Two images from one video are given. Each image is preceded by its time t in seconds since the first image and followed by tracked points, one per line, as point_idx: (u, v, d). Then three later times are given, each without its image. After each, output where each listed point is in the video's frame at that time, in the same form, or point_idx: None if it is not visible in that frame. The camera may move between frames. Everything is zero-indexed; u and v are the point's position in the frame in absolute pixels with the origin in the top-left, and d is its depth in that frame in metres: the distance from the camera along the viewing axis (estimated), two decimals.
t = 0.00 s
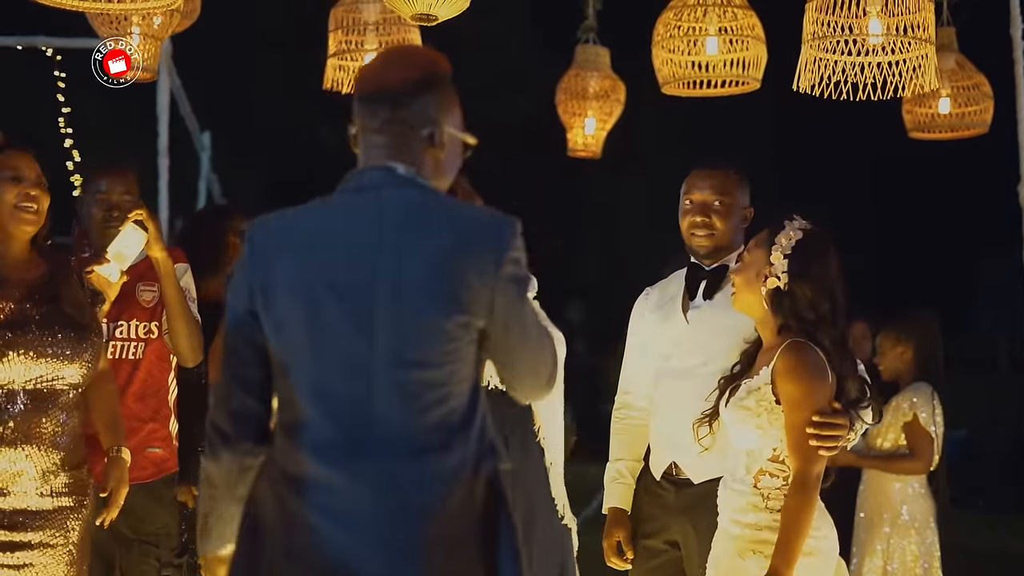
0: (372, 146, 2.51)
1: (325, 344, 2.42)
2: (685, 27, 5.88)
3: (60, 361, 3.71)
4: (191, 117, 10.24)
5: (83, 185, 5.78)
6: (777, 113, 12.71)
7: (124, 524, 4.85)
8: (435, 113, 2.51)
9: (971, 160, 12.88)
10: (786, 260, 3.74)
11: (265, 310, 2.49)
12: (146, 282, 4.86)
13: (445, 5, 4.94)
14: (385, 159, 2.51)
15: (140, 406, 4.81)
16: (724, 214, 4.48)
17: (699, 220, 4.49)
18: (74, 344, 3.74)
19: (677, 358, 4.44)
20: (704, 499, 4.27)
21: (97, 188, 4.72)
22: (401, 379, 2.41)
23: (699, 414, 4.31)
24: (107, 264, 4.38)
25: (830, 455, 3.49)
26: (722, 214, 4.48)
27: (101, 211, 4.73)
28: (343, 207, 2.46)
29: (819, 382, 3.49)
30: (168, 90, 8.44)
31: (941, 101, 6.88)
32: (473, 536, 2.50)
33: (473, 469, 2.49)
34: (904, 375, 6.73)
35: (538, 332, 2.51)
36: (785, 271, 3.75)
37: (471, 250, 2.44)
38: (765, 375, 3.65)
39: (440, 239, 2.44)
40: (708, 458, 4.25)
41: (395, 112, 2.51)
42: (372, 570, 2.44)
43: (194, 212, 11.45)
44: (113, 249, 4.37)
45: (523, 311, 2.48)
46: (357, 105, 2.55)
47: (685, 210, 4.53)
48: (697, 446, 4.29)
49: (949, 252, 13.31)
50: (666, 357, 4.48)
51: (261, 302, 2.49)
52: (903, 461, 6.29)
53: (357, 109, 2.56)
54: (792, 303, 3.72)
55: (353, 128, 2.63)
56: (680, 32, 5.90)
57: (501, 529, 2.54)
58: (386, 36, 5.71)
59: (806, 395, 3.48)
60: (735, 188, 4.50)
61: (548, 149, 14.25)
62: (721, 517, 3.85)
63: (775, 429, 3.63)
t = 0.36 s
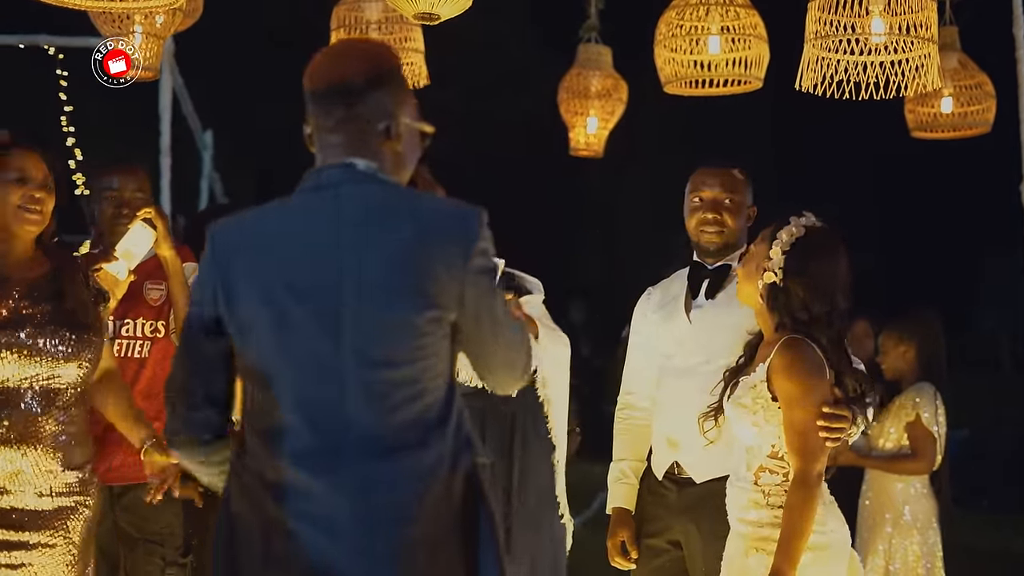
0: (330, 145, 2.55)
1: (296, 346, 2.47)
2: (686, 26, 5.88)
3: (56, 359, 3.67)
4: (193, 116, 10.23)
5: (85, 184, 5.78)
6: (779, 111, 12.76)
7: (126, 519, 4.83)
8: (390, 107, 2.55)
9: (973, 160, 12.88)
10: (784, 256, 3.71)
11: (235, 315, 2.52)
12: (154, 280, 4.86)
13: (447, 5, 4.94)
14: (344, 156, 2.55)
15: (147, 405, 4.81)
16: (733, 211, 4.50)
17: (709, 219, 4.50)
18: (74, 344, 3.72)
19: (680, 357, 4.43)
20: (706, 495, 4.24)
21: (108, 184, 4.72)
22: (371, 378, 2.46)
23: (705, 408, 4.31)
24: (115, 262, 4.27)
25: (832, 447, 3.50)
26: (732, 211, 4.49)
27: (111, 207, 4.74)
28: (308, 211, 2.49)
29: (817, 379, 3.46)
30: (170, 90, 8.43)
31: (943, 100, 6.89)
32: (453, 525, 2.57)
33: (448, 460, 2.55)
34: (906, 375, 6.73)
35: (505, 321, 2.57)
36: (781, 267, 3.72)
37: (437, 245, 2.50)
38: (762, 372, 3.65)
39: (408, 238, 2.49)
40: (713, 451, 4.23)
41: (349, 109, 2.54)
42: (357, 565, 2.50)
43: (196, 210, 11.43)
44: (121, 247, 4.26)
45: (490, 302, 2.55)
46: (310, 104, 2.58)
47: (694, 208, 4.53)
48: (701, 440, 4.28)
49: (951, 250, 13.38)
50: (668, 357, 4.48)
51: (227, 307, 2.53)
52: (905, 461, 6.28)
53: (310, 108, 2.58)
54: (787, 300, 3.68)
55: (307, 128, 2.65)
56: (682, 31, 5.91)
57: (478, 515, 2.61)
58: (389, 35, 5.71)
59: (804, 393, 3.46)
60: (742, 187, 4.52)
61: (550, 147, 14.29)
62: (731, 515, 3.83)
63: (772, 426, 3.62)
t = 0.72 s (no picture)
0: (313, 138, 2.54)
1: (284, 344, 2.44)
2: (691, 22, 5.88)
3: (57, 355, 3.66)
4: (198, 111, 10.23)
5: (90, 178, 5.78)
6: (784, 106, 12.79)
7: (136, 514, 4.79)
8: (372, 96, 2.54)
9: (979, 158, 12.88)
10: (818, 263, 3.77)
11: (227, 317, 2.51)
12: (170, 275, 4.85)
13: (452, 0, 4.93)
14: (328, 149, 2.54)
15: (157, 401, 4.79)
16: (722, 209, 4.44)
17: (694, 217, 4.48)
18: (78, 340, 3.71)
19: (685, 350, 4.42)
20: (713, 491, 4.22)
21: (129, 175, 4.73)
22: (358, 373, 2.42)
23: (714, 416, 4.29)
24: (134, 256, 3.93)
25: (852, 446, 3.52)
26: (719, 210, 4.44)
27: (129, 198, 4.74)
28: (294, 210, 2.48)
29: (842, 373, 3.50)
30: (174, 85, 8.42)
31: (949, 96, 6.88)
32: (450, 517, 2.52)
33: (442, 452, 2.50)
34: (911, 371, 6.72)
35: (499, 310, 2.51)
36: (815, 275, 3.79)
37: (421, 237, 2.46)
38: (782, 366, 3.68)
39: (391, 233, 2.45)
40: (726, 456, 4.20)
41: (327, 102, 2.53)
42: (353, 560, 2.46)
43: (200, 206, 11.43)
44: (140, 241, 3.97)
45: (479, 291, 2.47)
46: (293, 98, 2.56)
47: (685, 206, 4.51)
48: (712, 445, 4.25)
49: (959, 244, 13.28)
50: (673, 351, 4.47)
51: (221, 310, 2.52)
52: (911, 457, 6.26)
53: (293, 102, 2.57)
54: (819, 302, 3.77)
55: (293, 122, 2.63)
56: (688, 26, 5.91)
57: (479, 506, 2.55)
58: (393, 30, 5.69)
59: (829, 385, 3.49)
60: (733, 182, 4.46)
61: (555, 143, 14.31)
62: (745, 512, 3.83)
63: (797, 419, 3.62)
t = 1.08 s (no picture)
0: (340, 138, 2.53)
1: (304, 337, 2.43)
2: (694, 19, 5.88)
3: (61, 355, 3.66)
4: (201, 109, 10.22)
5: (92, 175, 5.77)
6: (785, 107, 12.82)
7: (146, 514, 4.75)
8: (400, 100, 2.54)
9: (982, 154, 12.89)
10: (836, 254, 3.85)
11: (251, 315, 2.50)
12: (184, 270, 4.82)
13: None
14: (354, 149, 2.52)
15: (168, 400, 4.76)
16: (717, 207, 4.45)
17: (691, 220, 4.49)
18: (82, 340, 3.71)
19: (687, 349, 4.42)
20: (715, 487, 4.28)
21: (144, 171, 4.70)
22: (380, 367, 2.40)
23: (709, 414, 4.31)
24: (150, 250, 4.10)
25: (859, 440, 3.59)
26: (714, 209, 4.45)
27: (145, 193, 4.70)
28: (319, 207, 2.46)
29: (859, 356, 3.63)
30: (176, 82, 8.40)
31: (952, 93, 6.88)
32: (468, 514, 2.48)
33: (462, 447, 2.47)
34: (912, 369, 6.72)
35: (519, 309, 2.48)
36: (836, 263, 3.85)
37: (445, 235, 2.44)
38: (800, 356, 3.73)
39: (414, 229, 2.43)
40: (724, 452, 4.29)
41: (357, 105, 2.53)
42: (368, 553, 2.42)
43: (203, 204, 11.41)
44: (155, 235, 4.12)
45: (498, 286, 2.46)
46: (323, 102, 2.55)
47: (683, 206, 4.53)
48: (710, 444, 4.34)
49: (959, 239, 13.25)
50: (676, 349, 4.45)
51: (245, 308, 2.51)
52: (914, 454, 6.25)
53: (322, 103, 2.56)
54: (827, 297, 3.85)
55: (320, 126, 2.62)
56: (692, 24, 5.93)
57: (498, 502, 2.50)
58: (397, 27, 5.66)
59: (847, 364, 3.62)
60: (728, 180, 4.47)
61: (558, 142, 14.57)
62: (752, 509, 3.80)
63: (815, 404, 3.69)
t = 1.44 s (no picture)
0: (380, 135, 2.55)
1: (338, 336, 2.47)
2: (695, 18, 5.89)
3: (60, 354, 3.66)
4: (201, 110, 10.23)
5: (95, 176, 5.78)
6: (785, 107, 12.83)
7: (149, 514, 4.72)
8: (446, 111, 2.59)
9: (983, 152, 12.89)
10: (840, 254, 3.87)
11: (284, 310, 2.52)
12: (180, 269, 4.69)
13: None
14: (394, 150, 2.55)
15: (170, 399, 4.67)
16: (717, 207, 4.45)
17: (689, 220, 4.50)
18: (82, 340, 3.71)
19: (688, 349, 4.41)
20: (717, 488, 4.25)
21: (139, 170, 4.70)
22: (415, 366, 2.45)
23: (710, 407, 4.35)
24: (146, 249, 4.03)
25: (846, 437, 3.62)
26: (714, 209, 4.46)
27: (140, 193, 4.70)
28: (353, 206, 2.49)
29: (858, 356, 3.63)
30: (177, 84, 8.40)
31: (953, 92, 6.88)
32: (493, 513, 2.56)
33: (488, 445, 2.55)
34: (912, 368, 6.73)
35: (546, 312, 2.55)
36: (839, 261, 3.87)
37: (478, 237, 2.49)
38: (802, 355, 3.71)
39: (448, 231, 2.48)
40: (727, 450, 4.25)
41: (405, 110, 2.56)
42: (403, 546, 2.48)
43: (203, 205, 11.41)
44: (152, 233, 4.02)
45: (529, 290, 2.52)
46: (370, 102, 2.58)
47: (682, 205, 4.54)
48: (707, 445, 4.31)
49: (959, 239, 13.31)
50: (677, 349, 4.44)
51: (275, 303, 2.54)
52: (914, 453, 6.24)
53: (367, 102, 2.59)
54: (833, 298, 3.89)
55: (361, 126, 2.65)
56: (693, 23, 5.94)
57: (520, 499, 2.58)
58: (397, 27, 5.51)
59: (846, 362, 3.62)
60: (727, 179, 4.47)
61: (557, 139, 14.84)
62: (745, 507, 3.80)
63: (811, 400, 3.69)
